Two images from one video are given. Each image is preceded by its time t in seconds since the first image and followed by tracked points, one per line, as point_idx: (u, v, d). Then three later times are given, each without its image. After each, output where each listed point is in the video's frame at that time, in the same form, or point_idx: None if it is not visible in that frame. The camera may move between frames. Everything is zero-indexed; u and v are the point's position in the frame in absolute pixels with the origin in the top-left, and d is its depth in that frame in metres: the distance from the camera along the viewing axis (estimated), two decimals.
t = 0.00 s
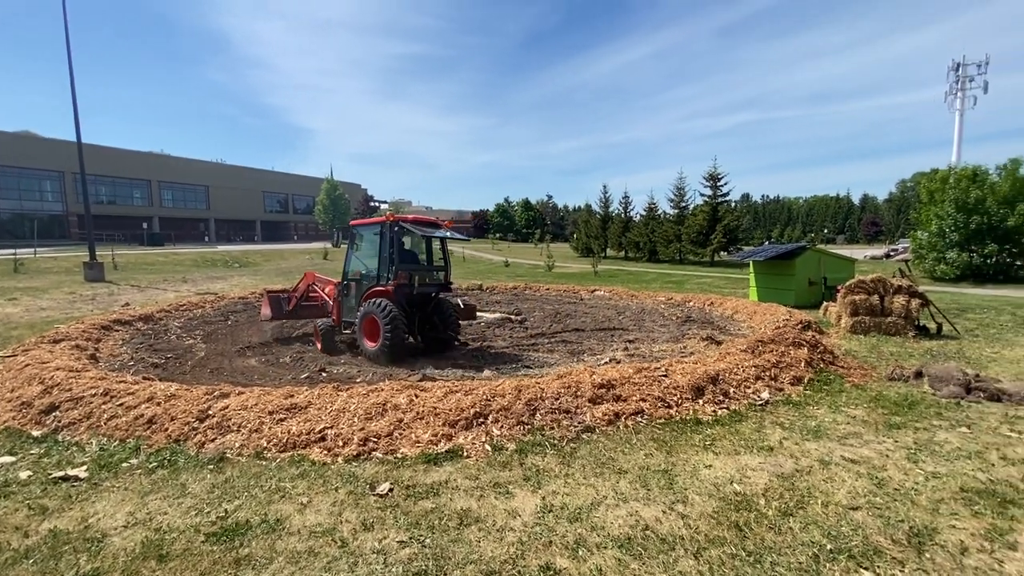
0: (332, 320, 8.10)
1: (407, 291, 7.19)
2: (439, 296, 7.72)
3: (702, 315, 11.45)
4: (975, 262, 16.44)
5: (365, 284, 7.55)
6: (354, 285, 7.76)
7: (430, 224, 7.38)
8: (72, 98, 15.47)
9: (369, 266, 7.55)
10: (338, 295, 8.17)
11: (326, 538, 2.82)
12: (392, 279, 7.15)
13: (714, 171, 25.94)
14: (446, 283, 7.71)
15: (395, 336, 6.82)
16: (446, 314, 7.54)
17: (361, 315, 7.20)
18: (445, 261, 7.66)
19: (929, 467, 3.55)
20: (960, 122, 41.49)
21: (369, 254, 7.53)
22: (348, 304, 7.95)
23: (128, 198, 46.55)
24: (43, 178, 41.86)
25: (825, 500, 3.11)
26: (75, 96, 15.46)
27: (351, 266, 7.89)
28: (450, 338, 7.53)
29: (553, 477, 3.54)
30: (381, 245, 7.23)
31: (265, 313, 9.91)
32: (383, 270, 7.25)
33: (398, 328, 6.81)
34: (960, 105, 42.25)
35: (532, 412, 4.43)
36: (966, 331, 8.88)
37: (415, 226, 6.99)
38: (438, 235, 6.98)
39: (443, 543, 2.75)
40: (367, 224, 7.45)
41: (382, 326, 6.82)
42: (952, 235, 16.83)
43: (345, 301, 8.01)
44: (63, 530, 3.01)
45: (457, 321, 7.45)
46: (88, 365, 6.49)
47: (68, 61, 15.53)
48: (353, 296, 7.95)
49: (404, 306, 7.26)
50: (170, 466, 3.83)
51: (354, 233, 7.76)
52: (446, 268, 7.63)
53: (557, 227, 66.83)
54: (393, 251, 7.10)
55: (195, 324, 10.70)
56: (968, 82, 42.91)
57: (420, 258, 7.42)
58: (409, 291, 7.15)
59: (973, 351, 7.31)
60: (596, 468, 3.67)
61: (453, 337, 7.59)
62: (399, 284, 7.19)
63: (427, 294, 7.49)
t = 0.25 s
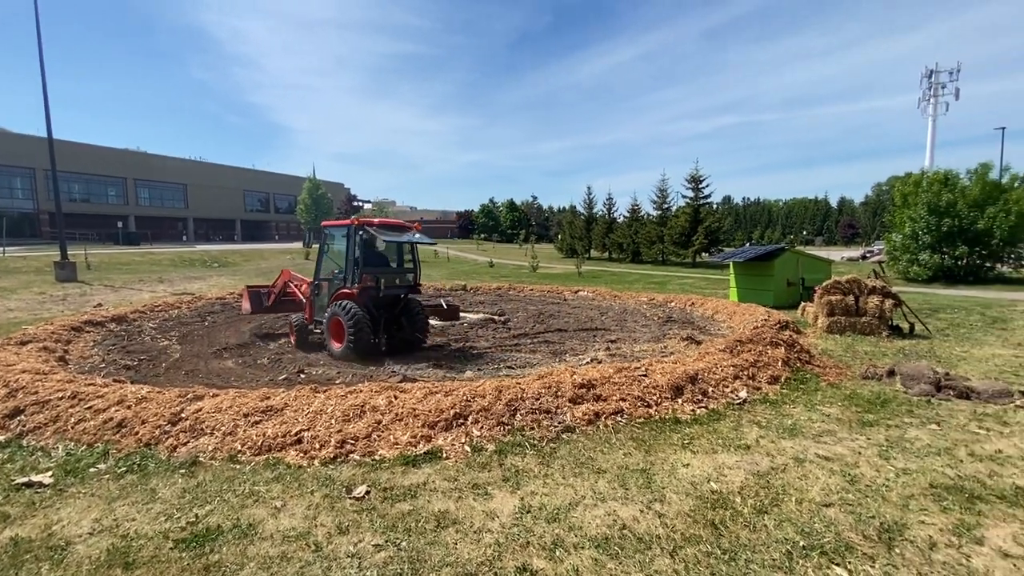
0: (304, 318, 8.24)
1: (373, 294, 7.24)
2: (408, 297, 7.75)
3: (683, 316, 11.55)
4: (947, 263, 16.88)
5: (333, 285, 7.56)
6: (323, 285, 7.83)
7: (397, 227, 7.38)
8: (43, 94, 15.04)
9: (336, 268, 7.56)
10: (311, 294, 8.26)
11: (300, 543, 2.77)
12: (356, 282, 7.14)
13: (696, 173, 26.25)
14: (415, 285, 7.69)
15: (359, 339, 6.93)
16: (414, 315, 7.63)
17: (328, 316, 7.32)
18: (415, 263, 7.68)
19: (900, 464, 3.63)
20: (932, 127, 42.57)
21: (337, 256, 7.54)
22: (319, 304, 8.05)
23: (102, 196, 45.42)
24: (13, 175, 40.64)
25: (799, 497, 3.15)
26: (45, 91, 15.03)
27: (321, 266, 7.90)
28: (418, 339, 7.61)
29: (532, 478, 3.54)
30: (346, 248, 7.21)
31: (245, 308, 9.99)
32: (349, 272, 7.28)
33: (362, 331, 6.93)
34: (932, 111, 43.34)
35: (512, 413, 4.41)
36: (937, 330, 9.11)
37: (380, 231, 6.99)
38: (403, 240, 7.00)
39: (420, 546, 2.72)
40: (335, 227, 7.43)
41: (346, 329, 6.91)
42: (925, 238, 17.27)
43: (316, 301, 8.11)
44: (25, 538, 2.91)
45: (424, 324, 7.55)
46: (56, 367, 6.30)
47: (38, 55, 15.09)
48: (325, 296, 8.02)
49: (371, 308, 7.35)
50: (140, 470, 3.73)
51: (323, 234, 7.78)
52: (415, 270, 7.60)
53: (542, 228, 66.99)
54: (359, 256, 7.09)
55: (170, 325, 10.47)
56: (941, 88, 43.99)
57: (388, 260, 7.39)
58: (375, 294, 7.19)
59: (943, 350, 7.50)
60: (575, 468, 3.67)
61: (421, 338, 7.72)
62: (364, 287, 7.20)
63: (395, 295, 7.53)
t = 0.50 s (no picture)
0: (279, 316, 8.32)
1: (339, 294, 7.25)
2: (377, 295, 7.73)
3: (668, 315, 11.61)
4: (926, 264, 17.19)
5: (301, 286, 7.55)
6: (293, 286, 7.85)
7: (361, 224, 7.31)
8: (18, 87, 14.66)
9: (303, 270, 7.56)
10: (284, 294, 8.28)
11: (275, 547, 2.70)
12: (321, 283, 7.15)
13: (682, 174, 26.44)
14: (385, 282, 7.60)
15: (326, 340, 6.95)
16: (384, 312, 7.64)
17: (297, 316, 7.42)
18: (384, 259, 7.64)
19: (879, 462, 3.66)
20: (912, 130, 43.34)
21: (303, 257, 7.55)
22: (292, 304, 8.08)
23: (81, 193, 44.49)
24: None
25: (781, 496, 3.16)
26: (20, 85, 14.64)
27: (292, 266, 7.89)
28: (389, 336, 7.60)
29: (514, 478, 3.50)
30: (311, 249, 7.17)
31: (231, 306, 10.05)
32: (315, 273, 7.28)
33: (327, 331, 6.99)
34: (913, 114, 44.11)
35: (496, 412, 4.36)
36: (916, 329, 9.26)
37: (343, 232, 6.92)
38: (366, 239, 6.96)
39: (398, 549, 2.67)
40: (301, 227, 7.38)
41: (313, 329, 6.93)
42: (905, 238, 17.57)
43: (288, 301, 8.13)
44: None
45: (394, 321, 7.57)
46: (28, 367, 6.12)
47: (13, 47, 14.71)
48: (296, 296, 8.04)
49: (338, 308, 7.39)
50: (112, 473, 3.63)
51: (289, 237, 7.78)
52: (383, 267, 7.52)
53: (529, 227, 67.04)
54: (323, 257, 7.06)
55: (148, 324, 10.26)
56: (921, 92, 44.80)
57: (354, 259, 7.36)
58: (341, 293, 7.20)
59: (922, 349, 7.62)
60: (558, 468, 3.65)
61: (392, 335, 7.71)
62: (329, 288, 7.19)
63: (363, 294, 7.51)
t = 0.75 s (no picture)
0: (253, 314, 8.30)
1: (306, 292, 7.26)
2: (347, 291, 7.66)
3: (655, 314, 11.60)
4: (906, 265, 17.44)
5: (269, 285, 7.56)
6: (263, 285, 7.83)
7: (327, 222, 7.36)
8: None
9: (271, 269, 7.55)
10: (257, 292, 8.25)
11: (243, 559, 2.58)
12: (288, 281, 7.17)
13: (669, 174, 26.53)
14: (353, 279, 7.65)
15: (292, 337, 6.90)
16: (354, 309, 7.56)
17: (266, 314, 7.37)
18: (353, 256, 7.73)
19: (865, 464, 3.63)
20: (894, 133, 44.04)
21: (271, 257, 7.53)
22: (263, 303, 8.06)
23: (59, 188, 43.46)
24: None
25: (766, 500, 3.10)
26: None
27: (262, 265, 7.91)
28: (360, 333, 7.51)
29: (496, 483, 3.41)
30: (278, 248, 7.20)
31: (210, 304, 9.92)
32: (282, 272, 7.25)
33: (294, 328, 6.91)
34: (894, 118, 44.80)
35: (478, 415, 4.26)
36: (898, 330, 9.35)
37: (308, 229, 6.96)
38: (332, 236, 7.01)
39: (373, 560, 2.57)
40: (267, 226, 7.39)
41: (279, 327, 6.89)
42: (886, 240, 17.80)
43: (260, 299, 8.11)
44: None
45: (364, 318, 7.46)
46: None
47: None
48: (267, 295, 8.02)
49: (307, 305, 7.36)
50: (75, 480, 3.46)
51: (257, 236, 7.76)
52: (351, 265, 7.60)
53: (518, 226, 66.98)
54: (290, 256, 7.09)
55: (124, 322, 9.99)
56: (902, 96, 45.56)
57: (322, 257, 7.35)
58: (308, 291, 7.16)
59: (904, 349, 7.68)
60: (541, 472, 3.57)
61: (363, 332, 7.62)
62: (296, 286, 7.22)
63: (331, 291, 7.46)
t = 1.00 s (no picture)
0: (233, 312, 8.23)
1: (282, 290, 7.17)
2: (325, 289, 7.54)
3: (646, 314, 11.56)
4: (894, 265, 17.58)
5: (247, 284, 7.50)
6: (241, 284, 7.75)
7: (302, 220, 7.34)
8: None
9: (247, 268, 7.48)
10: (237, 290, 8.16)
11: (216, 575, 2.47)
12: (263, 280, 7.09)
13: (660, 173, 26.54)
14: (331, 276, 7.53)
15: (269, 336, 6.82)
16: (331, 306, 7.47)
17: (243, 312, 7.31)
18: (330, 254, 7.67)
19: (860, 468, 3.57)
20: (882, 134, 44.46)
21: (247, 255, 7.46)
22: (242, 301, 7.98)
23: (41, 182, 42.62)
24: None
25: (761, 507, 3.03)
26: None
27: (240, 263, 7.84)
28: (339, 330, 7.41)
29: (484, 490, 3.31)
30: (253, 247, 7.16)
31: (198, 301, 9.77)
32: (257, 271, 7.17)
33: (270, 327, 6.83)
34: (883, 119, 45.24)
35: (467, 418, 4.14)
36: (887, 330, 9.37)
37: (282, 229, 6.93)
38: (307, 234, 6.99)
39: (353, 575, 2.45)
40: (242, 225, 7.34)
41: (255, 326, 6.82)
42: (875, 240, 17.93)
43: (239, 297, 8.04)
44: None
45: (342, 315, 7.35)
46: None
47: None
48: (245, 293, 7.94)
49: (283, 303, 7.27)
50: (42, 488, 3.31)
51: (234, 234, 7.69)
52: (328, 262, 7.51)
53: (509, 224, 66.86)
54: (265, 255, 7.04)
55: (104, 320, 9.74)
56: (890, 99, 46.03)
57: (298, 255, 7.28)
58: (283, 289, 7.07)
59: (894, 350, 7.68)
60: (531, 478, 3.47)
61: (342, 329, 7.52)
62: (272, 284, 7.13)
63: (309, 289, 7.37)
